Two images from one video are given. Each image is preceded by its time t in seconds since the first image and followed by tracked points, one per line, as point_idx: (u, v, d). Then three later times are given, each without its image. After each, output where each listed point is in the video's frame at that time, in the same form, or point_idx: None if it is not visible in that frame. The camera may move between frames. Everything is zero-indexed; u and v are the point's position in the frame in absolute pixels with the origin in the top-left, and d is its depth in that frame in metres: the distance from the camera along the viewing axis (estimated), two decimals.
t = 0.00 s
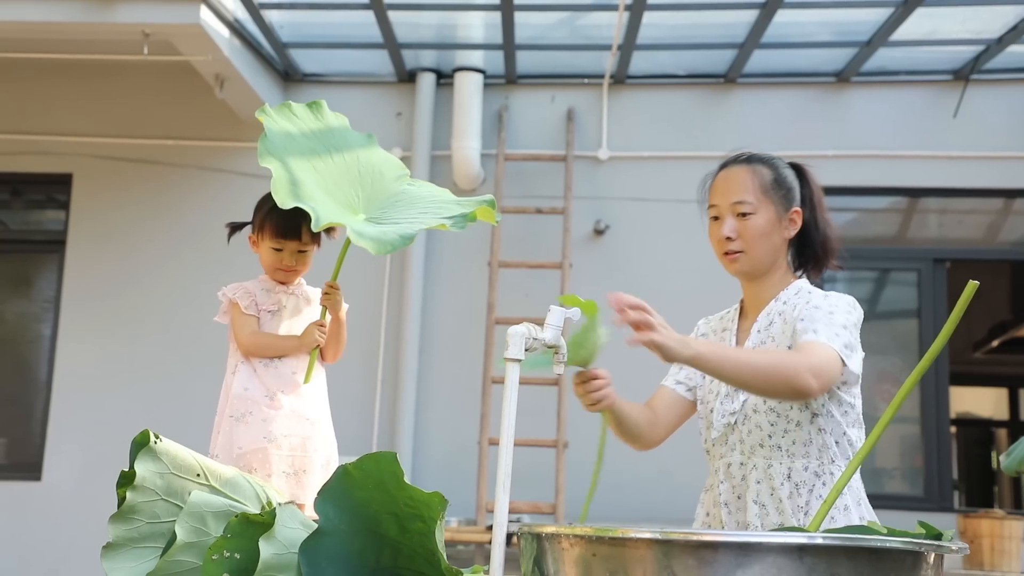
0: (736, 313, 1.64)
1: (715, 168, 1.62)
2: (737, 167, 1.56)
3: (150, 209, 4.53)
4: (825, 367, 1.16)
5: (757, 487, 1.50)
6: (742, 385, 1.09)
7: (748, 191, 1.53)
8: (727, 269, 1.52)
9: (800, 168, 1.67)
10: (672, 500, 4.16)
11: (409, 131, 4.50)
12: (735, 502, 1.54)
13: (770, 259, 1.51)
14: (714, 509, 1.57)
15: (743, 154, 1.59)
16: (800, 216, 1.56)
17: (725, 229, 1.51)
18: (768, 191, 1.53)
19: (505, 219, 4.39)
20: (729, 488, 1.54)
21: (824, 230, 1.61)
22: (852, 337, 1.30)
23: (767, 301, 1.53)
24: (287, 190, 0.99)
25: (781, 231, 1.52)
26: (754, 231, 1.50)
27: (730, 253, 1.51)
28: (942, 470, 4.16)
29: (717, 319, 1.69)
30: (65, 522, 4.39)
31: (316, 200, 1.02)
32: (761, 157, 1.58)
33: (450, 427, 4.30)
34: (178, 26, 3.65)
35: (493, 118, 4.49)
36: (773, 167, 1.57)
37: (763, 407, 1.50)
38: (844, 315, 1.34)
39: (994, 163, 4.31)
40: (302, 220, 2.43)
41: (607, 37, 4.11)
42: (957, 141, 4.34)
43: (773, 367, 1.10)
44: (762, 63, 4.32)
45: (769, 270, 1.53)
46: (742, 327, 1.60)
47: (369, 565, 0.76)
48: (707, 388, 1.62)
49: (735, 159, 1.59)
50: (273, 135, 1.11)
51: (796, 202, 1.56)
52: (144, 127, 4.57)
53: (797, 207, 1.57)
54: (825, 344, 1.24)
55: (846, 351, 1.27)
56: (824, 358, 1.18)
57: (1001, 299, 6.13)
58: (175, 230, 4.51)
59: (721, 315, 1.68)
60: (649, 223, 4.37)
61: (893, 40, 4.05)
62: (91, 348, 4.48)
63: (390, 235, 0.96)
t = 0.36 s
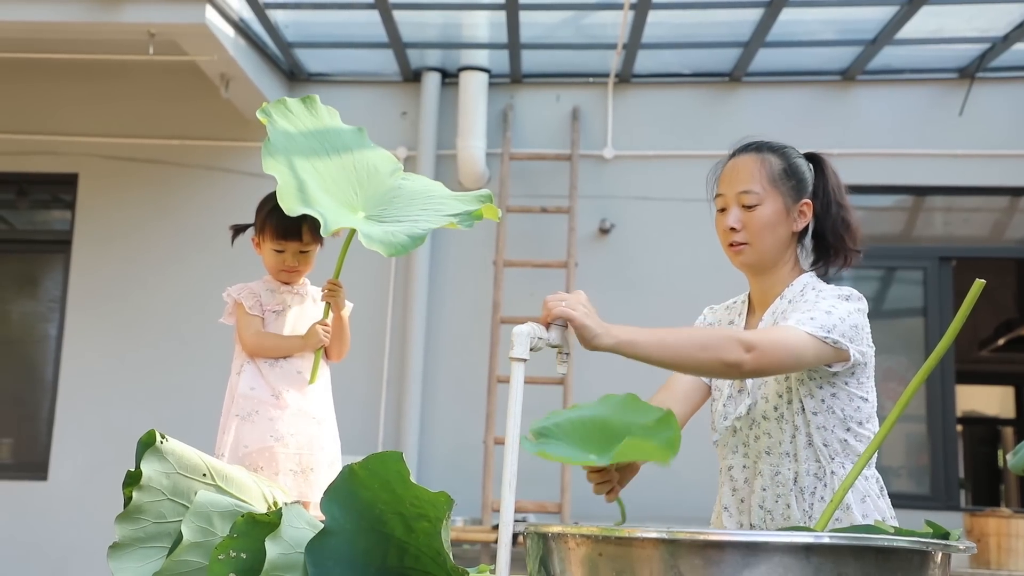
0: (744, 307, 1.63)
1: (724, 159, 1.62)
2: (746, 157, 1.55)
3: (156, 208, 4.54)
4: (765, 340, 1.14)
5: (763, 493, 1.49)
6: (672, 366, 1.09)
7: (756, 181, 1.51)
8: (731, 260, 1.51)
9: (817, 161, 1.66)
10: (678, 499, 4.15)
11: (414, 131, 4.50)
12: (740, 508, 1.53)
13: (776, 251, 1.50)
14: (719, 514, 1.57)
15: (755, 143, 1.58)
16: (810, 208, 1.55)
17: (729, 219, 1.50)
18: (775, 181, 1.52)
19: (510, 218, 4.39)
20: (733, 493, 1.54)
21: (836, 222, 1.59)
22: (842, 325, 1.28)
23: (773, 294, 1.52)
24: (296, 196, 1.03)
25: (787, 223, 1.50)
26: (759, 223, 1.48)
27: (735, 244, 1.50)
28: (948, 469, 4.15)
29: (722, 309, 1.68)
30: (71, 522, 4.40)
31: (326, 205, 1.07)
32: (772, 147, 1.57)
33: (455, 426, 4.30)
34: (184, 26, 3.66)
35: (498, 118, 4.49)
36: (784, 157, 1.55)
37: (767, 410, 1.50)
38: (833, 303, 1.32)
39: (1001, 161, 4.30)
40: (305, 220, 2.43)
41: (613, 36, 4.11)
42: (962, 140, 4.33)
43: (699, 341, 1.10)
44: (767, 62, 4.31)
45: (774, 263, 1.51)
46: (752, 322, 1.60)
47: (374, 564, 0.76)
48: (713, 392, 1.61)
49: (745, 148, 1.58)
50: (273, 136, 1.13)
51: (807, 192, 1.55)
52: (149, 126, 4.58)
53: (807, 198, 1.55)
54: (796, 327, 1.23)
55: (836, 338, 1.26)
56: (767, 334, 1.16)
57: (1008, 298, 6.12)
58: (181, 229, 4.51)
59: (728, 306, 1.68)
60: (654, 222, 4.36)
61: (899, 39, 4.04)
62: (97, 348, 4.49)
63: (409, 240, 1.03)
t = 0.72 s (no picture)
0: (744, 305, 1.63)
1: (723, 160, 1.61)
2: (745, 160, 1.54)
3: (160, 208, 4.54)
4: (764, 353, 1.15)
5: (770, 496, 1.49)
6: (665, 371, 1.09)
7: (757, 185, 1.50)
8: (734, 266, 1.50)
9: (817, 157, 1.65)
10: (682, 498, 4.15)
11: (419, 131, 4.51)
12: (745, 511, 1.53)
13: (778, 255, 1.50)
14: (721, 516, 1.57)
15: (754, 144, 1.56)
16: (813, 209, 1.55)
17: (732, 225, 1.49)
18: (777, 185, 1.51)
19: (515, 218, 4.39)
20: (739, 497, 1.53)
21: (839, 222, 1.59)
22: (856, 336, 1.30)
23: (780, 298, 1.54)
24: (294, 206, 1.03)
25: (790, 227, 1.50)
26: (762, 228, 1.48)
27: (738, 250, 1.49)
28: (953, 469, 4.14)
29: (717, 307, 1.68)
30: (76, 521, 4.41)
31: (329, 210, 1.07)
32: (772, 148, 1.56)
33: (460, 425, 4.30)
34: (189, 25, 3.66)
35: (503, 117, 4.49)
36: (783, 159, 1.54)
37: (777, 416, 1.49)
38: (844, 311, 1.34)
39: (1006, 161, 4.29)
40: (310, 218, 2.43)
41: (618, 35, 4.10)
42: (967, 139, 4.32)
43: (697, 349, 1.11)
44: (772, 62, 4.31)
45: (777, 266, 1.52)
46: (755, 324, 1.60)
47: (378, 563, 0.76)
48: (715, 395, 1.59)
49: (745, 150, 1.57)
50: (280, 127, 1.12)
51: (809, 194, 1.54)
52: (154, 126, 4.58)
53: (809, 200, 1.55)
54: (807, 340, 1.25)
55: (850, 350, 1.28)
56: (768, 347, 1.17)
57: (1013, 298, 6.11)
58: (185, 229, 4.52)
59: (723, 304, 1.67)
60: (659, 221, 4.36)
61: (904, 38, 4.04)
62: (102, 347, 4.50)
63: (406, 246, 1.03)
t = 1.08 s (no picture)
0: (746, 305, 1.63)
1: (726, 160, 1.60)
2: (749, 160, 1.54)
3: (164, 208, 4.55)
4: (765, 350, 1.15)
5: (774, 496, 1.49)
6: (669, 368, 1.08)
7: (761, 185, 1.50)
8: (739, 266, 1.50)
9: (820, 158, 1.65)
10: (686, 498, 4.15)
11: (422, 131, 4.51)
12: (748, 510, 1.53)
13: (783, 255, 1.50)
14: (725, 517, 1.57)
15: (759, 144, 1.56)
16: (818, 210, 1.55)
17: (737, 226, 1.48)
18: (782, 185, 1.51)
19: (519, 218, 4.40)
20: (742, 497, 1.53)
21: (843, 222, 1.59)
22: (859, 335, 1.31)
23: (784, 298, 1.54)
24: (258, 200, 1.04)
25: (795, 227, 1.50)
26: (767, 228, 1.47)
27: (743, 250, 1.49)
28: (957, 468, 4.14)
29: (719, 308, 1.68)
30: (80, 521, 4.41)
31: (300, 205, 1.07)
32: (776, 148, 1.56)
33: (463, 426, 4.30)
34: (192, 26, 3.66)
35: (506, 117, 4.48)
36: (788, 159, 1.54)
37: (779, 414, 1.49)
38: (849, 310, 1.34)
39: (1010, 161, 4.29)
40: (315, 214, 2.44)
41: (621, 35, 4.10)
42: (971, 138, 4.31)
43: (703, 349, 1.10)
44: (776, 61, 4.30)
45: (781, 267, 1.51)
46: (757, 324, 1.60)
47: (382, 564, 0.76)
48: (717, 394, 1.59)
49: (749, 149, 1.57)
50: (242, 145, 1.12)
51: (813, 194, 1.54)
52: (158, 126, 4.58)
53: (813, 200, 1.55)
54: (809, 339, 1.24)
55: (850, 349, 1.29)
56: (770, 344, 1.17)
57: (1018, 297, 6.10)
58: (189, 229, 4.52)
59: (725, 305, 1.67)
60: (663, 221, 4.36)
61: (907, 37, 4.03)
62: (106, 347, 4.50)
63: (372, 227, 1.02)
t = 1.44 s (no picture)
0: (748, 306, 1.63)
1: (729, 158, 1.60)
2: (754, 159, 1.53)
3: (167, 209, 4.55)
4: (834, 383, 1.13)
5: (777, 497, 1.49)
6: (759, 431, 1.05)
7: (766, 185, 1.50)
8: (742, 266, 1.50)
9: (822, 158, 1.64)
10: (687, 499, 4.15)
11: (425, 131, 4.51)
12: (751, 511, 1.52)
13: (786, 256, 1.50)
14: (727, 516, 1.57)
15: (763, 143, 1.56)
16: (821, 211, 1.55)
17: (741, 225, 1.48)
18: (787, 185, 1.51)
19: (521, 218, 4.40)
20: (745, 497, 1.53)
21: (845, 224, 1.59)
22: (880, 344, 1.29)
23: (786, 299, 1.54)
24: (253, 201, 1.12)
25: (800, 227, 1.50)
26: (772, 229, 1.48)
27: (746, 250, 1.49)
28: (960, 468, 4.13)
29: (718, 309, 1.67)
30: (83, 521, 4.42)
31: (296, 200, 1.15)
32: (781, 148, 1.55)
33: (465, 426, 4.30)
34: (195, 26, 3.67)
35: (509, 118, 4.48)
36: (794, 159, 1.54)
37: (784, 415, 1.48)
38: (862, 315, 1.33)
39: (1013, 160, 4.28)
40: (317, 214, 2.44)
41: (623, 35, 4.10)
42: (974, 138, 4.31)
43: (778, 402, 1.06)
44: (778, 61, 4.30)
45: (784, 267, 1.52)
46: (760, 325, 1.60)
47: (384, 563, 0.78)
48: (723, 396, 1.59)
49: (752, 149, 1.56)
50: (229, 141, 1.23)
51: (817, 195, 1.54)
52: (161, 127, 4.59)
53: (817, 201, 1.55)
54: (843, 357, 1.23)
55: (877, 361, 1.27)
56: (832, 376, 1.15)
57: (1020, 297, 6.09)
58: (192, 230, 4.53)
59: (724, 306, 1.67)
60: (665, 221, 4.36)
61: (910, 37, 4.03)
62: (108, 347, 4.51)
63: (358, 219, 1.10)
